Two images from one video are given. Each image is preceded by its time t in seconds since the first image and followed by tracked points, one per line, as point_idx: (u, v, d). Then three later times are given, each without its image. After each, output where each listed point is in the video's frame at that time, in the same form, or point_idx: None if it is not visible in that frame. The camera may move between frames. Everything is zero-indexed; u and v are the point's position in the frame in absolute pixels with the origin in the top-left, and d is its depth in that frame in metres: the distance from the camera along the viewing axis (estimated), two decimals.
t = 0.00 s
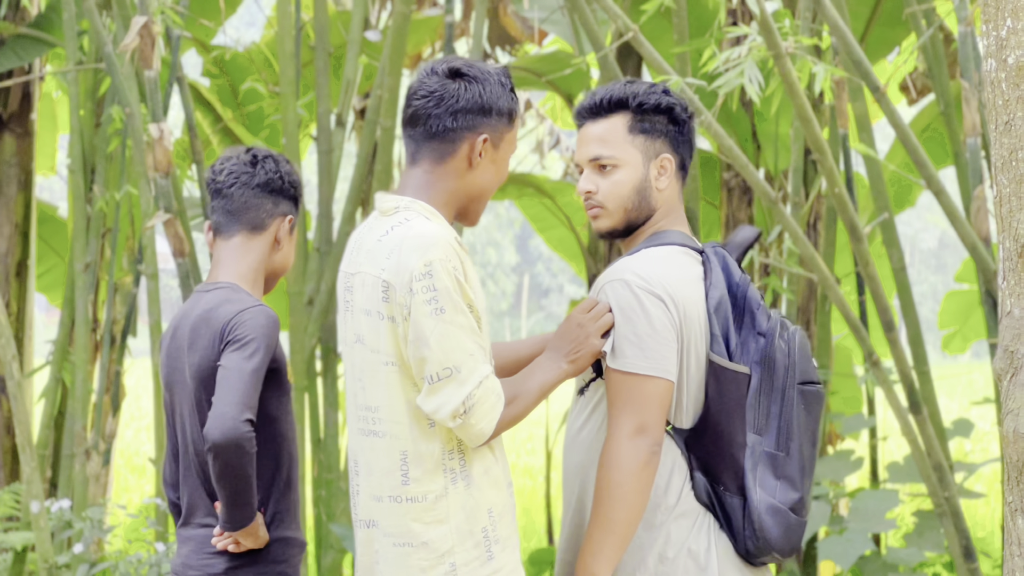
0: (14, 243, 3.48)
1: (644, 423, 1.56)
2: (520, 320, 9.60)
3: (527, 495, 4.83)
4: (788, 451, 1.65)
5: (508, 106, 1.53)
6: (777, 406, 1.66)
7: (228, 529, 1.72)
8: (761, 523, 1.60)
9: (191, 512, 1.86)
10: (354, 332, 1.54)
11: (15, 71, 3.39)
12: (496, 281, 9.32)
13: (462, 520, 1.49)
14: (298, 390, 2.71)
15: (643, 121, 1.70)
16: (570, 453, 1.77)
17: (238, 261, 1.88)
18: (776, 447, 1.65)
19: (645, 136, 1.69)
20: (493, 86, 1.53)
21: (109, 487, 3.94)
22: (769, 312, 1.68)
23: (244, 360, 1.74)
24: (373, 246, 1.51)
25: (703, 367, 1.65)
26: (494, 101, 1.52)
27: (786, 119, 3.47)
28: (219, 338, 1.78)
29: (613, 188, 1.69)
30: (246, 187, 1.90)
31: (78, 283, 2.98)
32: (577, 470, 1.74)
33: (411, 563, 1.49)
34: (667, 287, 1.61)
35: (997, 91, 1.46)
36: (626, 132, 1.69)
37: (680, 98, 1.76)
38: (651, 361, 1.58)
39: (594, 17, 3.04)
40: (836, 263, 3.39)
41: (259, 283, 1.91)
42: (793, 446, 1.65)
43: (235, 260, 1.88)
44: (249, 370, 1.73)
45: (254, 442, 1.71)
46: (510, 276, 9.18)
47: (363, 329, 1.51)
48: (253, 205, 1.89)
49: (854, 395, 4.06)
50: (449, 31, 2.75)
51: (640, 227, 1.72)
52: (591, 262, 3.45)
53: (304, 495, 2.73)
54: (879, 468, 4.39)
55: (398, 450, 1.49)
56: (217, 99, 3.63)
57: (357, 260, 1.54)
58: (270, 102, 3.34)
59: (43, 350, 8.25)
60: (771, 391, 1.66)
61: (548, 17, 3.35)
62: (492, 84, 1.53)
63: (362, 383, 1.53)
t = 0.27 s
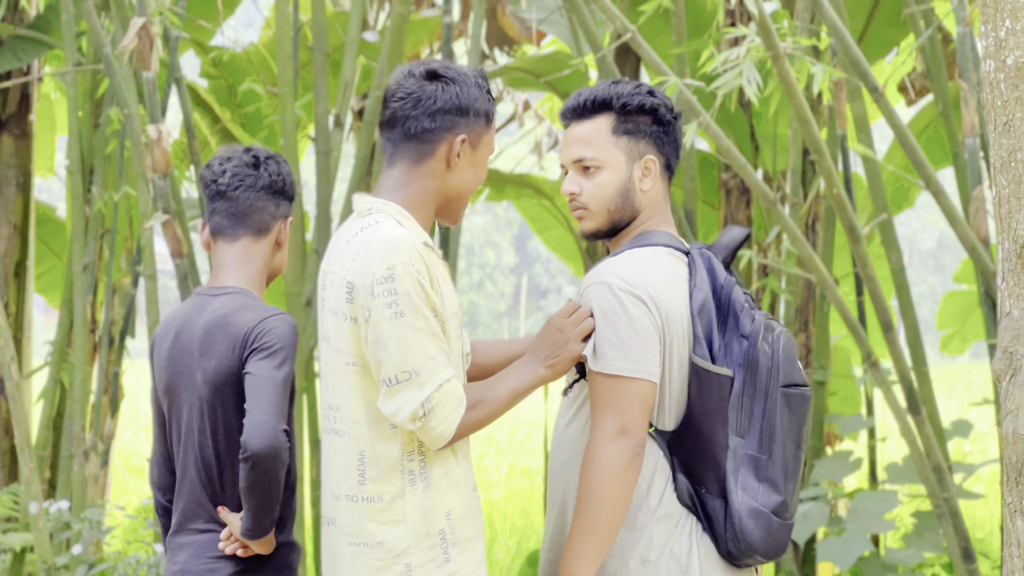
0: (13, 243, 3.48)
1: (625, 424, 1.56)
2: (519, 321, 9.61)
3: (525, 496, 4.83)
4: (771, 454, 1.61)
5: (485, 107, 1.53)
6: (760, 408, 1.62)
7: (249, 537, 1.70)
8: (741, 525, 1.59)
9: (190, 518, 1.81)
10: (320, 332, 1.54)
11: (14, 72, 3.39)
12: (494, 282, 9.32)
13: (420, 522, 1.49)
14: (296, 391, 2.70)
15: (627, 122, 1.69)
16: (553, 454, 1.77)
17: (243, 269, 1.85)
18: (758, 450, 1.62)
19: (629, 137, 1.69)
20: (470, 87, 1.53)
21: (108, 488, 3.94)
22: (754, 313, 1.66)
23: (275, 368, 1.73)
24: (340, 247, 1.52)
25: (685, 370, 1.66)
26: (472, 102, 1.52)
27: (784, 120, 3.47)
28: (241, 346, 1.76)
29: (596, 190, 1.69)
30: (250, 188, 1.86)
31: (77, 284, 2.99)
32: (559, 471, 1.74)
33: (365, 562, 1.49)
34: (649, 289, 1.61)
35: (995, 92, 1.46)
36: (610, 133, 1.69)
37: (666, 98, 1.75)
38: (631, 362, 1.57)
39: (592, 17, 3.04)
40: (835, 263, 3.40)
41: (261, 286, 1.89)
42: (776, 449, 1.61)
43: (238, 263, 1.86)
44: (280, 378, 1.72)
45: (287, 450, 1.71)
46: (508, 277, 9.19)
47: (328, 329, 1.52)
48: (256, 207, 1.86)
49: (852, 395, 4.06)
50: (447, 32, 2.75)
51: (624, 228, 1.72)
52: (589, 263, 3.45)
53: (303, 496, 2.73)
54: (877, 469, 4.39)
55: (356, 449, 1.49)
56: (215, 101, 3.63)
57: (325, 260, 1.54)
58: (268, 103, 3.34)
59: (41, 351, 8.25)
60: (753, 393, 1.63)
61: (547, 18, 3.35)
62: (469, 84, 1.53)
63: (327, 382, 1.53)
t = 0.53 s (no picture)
0: (12, 244, 3.48)
1: (606, 427, 1.59)
2: (518, 322, 9.60)
3: (525, 496, 4.83)
4: (757, 456, 1.61)
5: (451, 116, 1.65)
6: (746, 411, 1.62)
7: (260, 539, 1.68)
8: (724, 528, 1.60)
9: (183, 518, 1.77)
10: (342, 323, 1.55)
11: (14, 72, 3.39)
12: (494, 282, 9.32)
13: (433, 515, 1.53)
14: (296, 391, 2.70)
15: (620, 126, 1.70)
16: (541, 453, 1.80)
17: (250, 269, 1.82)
18: (745, 453, 1.62)
19: (622, 141, 1.69)
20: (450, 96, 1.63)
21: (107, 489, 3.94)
22: (742, 316, 1.66)
23: (289, 371, 1.70)
24: (371, 240, 1.55)
25: (672, 373, 1.67)
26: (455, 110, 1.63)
27: (784, 121, 3.47)
28: (251, 347, 1.72)
29: (589, 194, 1.69)
30: (255, 191, 1.82)
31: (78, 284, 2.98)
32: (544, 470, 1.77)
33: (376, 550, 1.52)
34: (632, 293, 1.63)
35: (994, 92, 1.46)
36: (603, 137, 1.69)
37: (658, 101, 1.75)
38: (612, 366, 1.60)
39: (592, 18, 3.04)
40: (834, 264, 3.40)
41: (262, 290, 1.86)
42: (763, 452, 1.61)
43: (241, 267, 1.82)
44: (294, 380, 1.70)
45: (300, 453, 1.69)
46: (508, 278, 9.19)
47: (355, 319, 1.54)
48: (260, 211, 1.83)
49: (852, 395, 4.06)
50: (447, 32, 2.75)
51: (617, 231, 1.73)
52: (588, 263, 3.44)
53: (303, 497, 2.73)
54: (877, 469, 4.39)
55: (375, 439, 1.52)
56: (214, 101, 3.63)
57: (352, 252, 1.57)
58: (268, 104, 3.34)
59: (40, 352, 8.25)
60: (740, 397, 1.63)
61: (547, 18, 3.35)
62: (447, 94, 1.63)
63: (346, 371, 1.54)
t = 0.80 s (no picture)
0: (12, 247, 3.48)
1: (592, 425, 1.59)
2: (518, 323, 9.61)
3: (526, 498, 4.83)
4: (748, 455, 1.62)
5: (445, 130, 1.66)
6: (736, 410, 1.63)
7: (239, 539, 1.70)
8: (715, 526, 1.61)
9: (180, 520, 1.80)
10: (385, 322, 1.52)
11: (13, 75, 3.39)
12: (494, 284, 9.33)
13: (477, 510, 1.53)
14: (297, 394, 2.70)
15: (611, 130, 1.69)
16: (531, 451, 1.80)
17: (222, 270, 1.83)
18: (736, 451, 1.62)
19: (614, 144, 1.69)
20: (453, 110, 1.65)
21: (108, 492, 3.94)
22: (734, 316, 1.66)
23: (256, 370, 1.71)
24: (410, 236, 1.53)
25: (662, 372, 1.68)
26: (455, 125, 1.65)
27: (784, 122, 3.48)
28: (221, 349, 1.74)
29: (583, 198, 1.69)
30: (228, 190, 1.84)
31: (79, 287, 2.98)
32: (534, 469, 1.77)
33: (427, 548, 1.49)
34: (620, 291, 1.64)
35: (994, 94, 1.46)
36: (595, 141, 1.69)
37: (650, 104, 1.75)
38: (601, 364, 1.61)
39: (592, 20, 3.04)
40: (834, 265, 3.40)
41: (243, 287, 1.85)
42: (753, 450, 1.62)
43: (216, 265, 1.83)
44: (262, 380, 1.71)
45: (271, 453, 1.71)
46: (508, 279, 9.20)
47: (404, 317, 1.51)
48: (235, 209, 1.83)
49: (853, 397, 4.07)
50: (447, 35, 2.74)
51: (612, 235, 1.73)
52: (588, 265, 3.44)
53: (303, 499, 2.72)
54: (878, 471, 4.40)
55: (429, 436, 1.50)
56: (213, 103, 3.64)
57: (388, 250, 1.54)
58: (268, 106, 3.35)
59: (41, 354, 8.27)
60: (730, 395, 1.64)
61: (547, 20, 3.35)
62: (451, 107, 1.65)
63: (393, 371, 1.51)
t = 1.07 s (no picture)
0: (13, 249, 3.48)
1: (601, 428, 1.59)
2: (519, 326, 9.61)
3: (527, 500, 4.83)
4: (751, 464, 1.63)
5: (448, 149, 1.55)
6: (740, 419, 1.64)
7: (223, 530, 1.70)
8: (717, 533, 1.62)
9: (175, 520, 1.81)
10: (470, 319, 1.44)
11: (14, 78, 3.40)
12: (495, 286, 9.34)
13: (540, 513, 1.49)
14: (298, 396, 2.70)
15: (618, 132, 1.69)
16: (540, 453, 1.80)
17: (197, 274, 1.85)
18: (738, 459, 1.64)
19: (621, 146, 1.69)
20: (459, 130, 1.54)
21: (109, 494, 3.94)
22: (740, 326, 1.67)
23: (233, 364, 1.71)
24: (505, 238, 1.47)
25: (669, 378, 1.68)
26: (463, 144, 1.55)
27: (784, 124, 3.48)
28: (202, 344, 1.74)
29: (591, 199, 1.69)
30: (193, 195, 1.85)
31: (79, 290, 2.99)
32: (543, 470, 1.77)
33: (502, 552, 1.43)
34: (634, 296, 1.64)
35: (993, 95, 1.46)
36: (602, 143, 1.69)
37: (655, 106, 1.75)
38: (612, 368, 1.61)
39: (592, 22, 3.04)
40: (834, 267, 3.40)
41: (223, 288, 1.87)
42: (756, 459, 1.63)
43: (191, 269, 1.86)
44: (238, 373, 1.70)
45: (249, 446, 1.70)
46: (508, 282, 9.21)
47: (497, 316, 1.44)
48: (201, 213, 1.85)
49: (853, 398, 4.07)
50: (447, 37, 2.74)
51: (619, 236, 1.73)
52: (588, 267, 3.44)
53: (304, 501, 2.73)
54: (879, 473, 4.40)
55: (516, 439, 1.44)
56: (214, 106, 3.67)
57: (477, 247, 1.46)
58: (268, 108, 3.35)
59: (43, 357, 8.29)
60: (735, 404, 1.65)
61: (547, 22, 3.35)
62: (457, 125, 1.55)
63: (479, 369, 1.43)
